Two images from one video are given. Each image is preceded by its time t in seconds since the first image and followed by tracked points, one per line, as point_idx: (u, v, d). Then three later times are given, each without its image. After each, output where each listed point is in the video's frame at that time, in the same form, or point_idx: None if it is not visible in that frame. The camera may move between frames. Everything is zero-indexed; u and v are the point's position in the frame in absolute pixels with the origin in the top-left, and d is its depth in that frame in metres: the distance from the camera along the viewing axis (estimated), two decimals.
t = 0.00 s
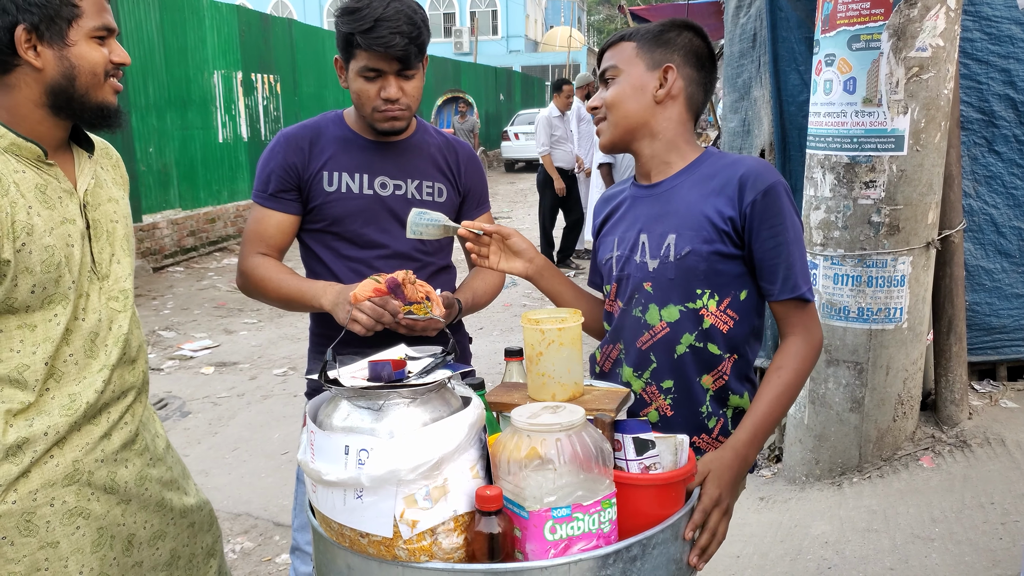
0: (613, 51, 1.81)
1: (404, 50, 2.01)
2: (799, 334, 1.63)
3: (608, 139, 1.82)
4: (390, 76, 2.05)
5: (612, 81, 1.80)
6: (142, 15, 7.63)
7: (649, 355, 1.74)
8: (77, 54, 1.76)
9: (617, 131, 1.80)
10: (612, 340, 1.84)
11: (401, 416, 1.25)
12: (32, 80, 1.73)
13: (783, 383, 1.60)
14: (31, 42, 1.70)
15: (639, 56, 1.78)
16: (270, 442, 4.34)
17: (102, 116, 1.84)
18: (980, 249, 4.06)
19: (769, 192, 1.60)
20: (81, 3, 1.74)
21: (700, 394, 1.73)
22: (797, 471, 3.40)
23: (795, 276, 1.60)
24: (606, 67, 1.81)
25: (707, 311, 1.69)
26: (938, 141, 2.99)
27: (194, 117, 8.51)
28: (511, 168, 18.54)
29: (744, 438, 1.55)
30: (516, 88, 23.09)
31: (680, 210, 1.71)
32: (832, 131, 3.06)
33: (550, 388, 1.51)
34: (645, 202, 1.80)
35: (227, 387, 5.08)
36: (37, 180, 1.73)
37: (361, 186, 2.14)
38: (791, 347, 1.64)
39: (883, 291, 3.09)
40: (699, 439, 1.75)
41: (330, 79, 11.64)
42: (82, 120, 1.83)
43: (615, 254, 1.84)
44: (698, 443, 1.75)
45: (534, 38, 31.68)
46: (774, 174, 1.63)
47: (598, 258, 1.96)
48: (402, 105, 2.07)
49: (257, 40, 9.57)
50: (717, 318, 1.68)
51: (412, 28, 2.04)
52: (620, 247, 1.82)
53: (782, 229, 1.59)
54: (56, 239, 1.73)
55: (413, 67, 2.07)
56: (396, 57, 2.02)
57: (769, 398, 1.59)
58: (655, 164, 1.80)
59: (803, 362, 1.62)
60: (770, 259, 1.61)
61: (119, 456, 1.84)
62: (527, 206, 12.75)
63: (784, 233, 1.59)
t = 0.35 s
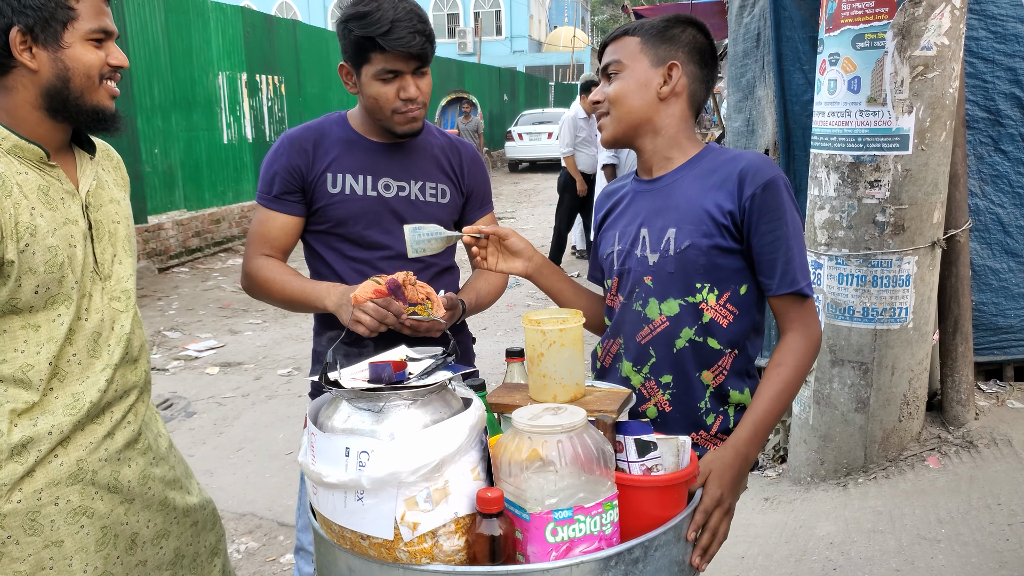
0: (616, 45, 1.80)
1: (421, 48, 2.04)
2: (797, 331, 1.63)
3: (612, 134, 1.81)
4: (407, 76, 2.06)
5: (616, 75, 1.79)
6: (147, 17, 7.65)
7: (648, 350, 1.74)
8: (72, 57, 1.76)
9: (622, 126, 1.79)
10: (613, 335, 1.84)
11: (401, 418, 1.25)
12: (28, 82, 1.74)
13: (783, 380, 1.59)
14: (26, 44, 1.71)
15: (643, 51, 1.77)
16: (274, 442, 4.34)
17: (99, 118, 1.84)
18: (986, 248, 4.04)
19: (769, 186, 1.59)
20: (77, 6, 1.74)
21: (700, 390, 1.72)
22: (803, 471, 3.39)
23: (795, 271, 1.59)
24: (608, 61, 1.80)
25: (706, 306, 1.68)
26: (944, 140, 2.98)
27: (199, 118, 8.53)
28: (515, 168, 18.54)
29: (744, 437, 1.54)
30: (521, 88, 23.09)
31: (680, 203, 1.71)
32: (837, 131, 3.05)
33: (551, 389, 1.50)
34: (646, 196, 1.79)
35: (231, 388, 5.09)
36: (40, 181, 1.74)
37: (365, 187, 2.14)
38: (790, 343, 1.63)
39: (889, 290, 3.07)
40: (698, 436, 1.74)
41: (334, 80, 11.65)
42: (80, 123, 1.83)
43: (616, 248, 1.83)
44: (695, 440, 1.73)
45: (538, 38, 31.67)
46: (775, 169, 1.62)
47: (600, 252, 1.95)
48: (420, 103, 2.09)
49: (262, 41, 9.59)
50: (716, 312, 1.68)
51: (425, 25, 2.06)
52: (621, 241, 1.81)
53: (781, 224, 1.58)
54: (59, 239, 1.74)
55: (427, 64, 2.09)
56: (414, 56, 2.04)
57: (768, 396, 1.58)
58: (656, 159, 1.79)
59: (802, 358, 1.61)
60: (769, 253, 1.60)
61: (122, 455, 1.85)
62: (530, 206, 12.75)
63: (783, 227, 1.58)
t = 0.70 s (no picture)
0: (642, 37, 1.73)
1: (431, 50, 2.03)
2: (813, 338, 1.62)
3: (635, 129, 1.75)
4: (417, 78, 2.05)
5: (640, 70, 1.73)
6: (161, 22, 7.71)
7: (667, 351, 1.72)
8: (85, 64, 1.77)
9: (646, 122, 1.73)
10: (629, 335, 1.82)
11: (413, 422, 1.24)
12: (42, 88, 1.76)
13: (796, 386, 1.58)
14: (41, 52, 1.73)
15: (672, 45, 1.71)
16: (288, 443, 4.36)
17: (112, 125, 1.85)
18: (1005, 248, 4.00)
19: (797, 193, 1.59)
20: (90, 14, 1.76)
21: (717, 394, 1.70)
22: (818, 474, 3.36)
23: (819, 279, 1.58)
24: (633, 53, 1.73)
25: (728, 309, 1.66)
26: (960, 139, 2.94)
27: (213, 122, 8.59)
28: (527, 169, 18.55)
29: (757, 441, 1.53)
30: (532, 89, 23.09)
31: (704, 205, 1.68)
32: (851, 130, 3.02)
33: (564, 392, 1.49)
34: (667, 195, 1.76)
35: (245, 390, 5.11)
36: (56, 185, 1.75)
37: (378, 191, 2.13)
38: (805, 350, 1.62)
39: (905, 291, 3.05)
40: (711, 437, 1.71)
41: (347, 83, 11.70)
42: (94, 130, 1.84)
43: (633, 246, 1.78)
44: (710, 441, 1.71)
45: (549, 40, 31.66)
46: (802, 176, 1.61)
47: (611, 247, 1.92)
48: (429, 106, 2.08)
49: (274, 45, 9.65)
50: (738, 316, 1.66)
51: (434, 27, 2.06)
52: (639, 240, 1.77)
53: (806, 232, 1.58)
54: (73, 242, 1.75)
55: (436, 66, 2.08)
56: (423, 58, 2.03)
57: (783, 401, 1.57)
58: (679, 157, 1.76)
59: (817, 364, 1.61)
60: (794, 260, 1.59)
61: (135, 458, 1.86)
62: (542, 207, 12.74)
63: (807, 235, 1.58)
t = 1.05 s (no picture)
0: (672, 35, 1.71)
1: (442, 51, 2.04)
2: (831, 347, 1.61)
3: (657, 128, 1.73)
4: (429, 79, 2.06)
5: (668, 70, 1.71)
6: (179, 27, 7.79)
7: (681, 354, 1.71)
8: (100, 68, 1.79)
9: (669, 122, 1.71)
10: (645, 336, 1.81)
11: (431, 423, 1.25)
12: (59, 92, 1.78)
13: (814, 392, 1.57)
14: (58, 56, 1.75)
15: (702, 46, 1.69)
16: (304, 445, 4.38)
17: (129, 128, 1.86)
18: None
19: (818, 205, 1.56)
20: (106, 19, 1.78)
21: (732, 399, 1.69)
22: (836, 477, 3.33)
23: (836, 291, 1.58)
24: (663, 52, 1.71)
25: (744, 317, 1.65)
26: (981, 140, 2.92)
27: (230, 125, 8.66)
28: (541, 172, 18.55)
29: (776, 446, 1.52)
30: (547, 92, 23.09)
31: (721, 210, 1.66)
32: (869, 132, 3.00)
33: (580, 394, 1.49)
34: (685, 198, 1.73)
35: (262, 391, 5.14)
36: (75, 186, 1.76)
37: (393, 193, 2.16)
38: (824, 358, 1.61)
39: (924, 293, 3.02)
40: (727, 439, 1.71)
41: (362, 85, 11.75)
42: (111, 133, 1.86)
43: (650, 248, 1.77)
44: (725, 443, 1.71)
45: (564, 42, 31.65)
46: (825, 186, 1.59)
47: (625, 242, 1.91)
48: (442, 107, 2.08)
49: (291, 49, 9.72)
50: (753, 324, 1.65)
51: (446, 28, 2.06)
52: (656, 241, 1.75)
53: (824, 244, 1.57)
54: (93, 243, 1.77)
55: (449, 68, 2.09)
56: (435, 59, 2.04)
57: (800, 408, 1.56)
58: (702, 159, 1.73)
59: (835, 374, 1.60)
60: (812, 270, 1.59)
61: (153, 458, 1.87)
62: (557, 209, 12.73)
63: (825, 247, 1.57)
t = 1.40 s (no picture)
0: (701, 34, 1.70)
1: (459, 51, 2.06)
2: (850, 352, 1.61)
3: (679, 128, 1.73)
4: (447, 80, 2.07)
5: (695, 70, 1.70)
6: (196, 30, 7.85)
7: (696, 357, 1.70)
8: (122, 72, 1.81)
9: (691, 122, 1.71)
10: (660, 338, 1.79)
11: (449, 425, 1.25)
12: (81, 96, 1.80)
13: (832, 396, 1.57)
14: (80, 61, 1.77)
15: (731, 49, 1.68)
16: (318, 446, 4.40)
17: (149, 130, 1.88)
18: None
19: (835, 212, 1.56)
20: (128, 24, 1.80)
21: (748, 405, 1.67)
22: (854, 483, 3.30)
23: (855, 296, 1.58)
24: (690, 51, 1.70)
25: (759, 322, 1.63)
26: (1002, 143, 2.89)
27: (246, 128, 8.72)
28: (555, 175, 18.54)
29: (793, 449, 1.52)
30: (561, 95, 23.09)
31: (740, 214, 1.65)
32: (888, 134, 2.97)
33: (598, 398, 1.49)
34: (703, 201, 1.72)
35: (277, 393, 5.17)
36: (97, 188, 1.78)
37: (409, 197, 2.17)
38: (843, 363, 1.61)
39: (944, 298, 2.99)
40: (741, 443, 1.70)
41: (378, 89, 11.80)
42: (131, 137, 1.87)
43: (668, 249, 1.75)
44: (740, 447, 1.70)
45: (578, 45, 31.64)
46: (846, 193, 1.58)
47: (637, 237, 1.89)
48: (461, 108, 2.08)
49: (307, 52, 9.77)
50: (769, 329, 1.63)
51: (465, 30, 2.08)
52: (673, 243, 1.74)
53: (841, 250, 1.56)
54: (113, 244, 1.78)
55: (467, 69, 2.10)
56: (452, 59, 2.06)
57: (819, 412, 1.56)
58: (721, 161, 1.72)
59: (854, 378, 1.60)
60: (833, 275, 1.57)
61: (172, 459, 1.89)
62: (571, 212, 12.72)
63: (842, 253, 1.56)
